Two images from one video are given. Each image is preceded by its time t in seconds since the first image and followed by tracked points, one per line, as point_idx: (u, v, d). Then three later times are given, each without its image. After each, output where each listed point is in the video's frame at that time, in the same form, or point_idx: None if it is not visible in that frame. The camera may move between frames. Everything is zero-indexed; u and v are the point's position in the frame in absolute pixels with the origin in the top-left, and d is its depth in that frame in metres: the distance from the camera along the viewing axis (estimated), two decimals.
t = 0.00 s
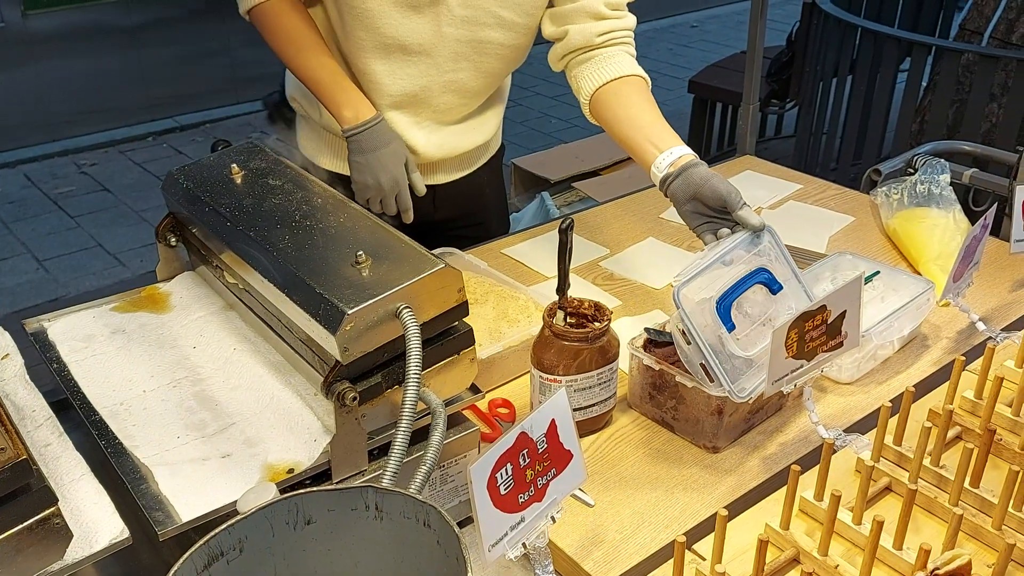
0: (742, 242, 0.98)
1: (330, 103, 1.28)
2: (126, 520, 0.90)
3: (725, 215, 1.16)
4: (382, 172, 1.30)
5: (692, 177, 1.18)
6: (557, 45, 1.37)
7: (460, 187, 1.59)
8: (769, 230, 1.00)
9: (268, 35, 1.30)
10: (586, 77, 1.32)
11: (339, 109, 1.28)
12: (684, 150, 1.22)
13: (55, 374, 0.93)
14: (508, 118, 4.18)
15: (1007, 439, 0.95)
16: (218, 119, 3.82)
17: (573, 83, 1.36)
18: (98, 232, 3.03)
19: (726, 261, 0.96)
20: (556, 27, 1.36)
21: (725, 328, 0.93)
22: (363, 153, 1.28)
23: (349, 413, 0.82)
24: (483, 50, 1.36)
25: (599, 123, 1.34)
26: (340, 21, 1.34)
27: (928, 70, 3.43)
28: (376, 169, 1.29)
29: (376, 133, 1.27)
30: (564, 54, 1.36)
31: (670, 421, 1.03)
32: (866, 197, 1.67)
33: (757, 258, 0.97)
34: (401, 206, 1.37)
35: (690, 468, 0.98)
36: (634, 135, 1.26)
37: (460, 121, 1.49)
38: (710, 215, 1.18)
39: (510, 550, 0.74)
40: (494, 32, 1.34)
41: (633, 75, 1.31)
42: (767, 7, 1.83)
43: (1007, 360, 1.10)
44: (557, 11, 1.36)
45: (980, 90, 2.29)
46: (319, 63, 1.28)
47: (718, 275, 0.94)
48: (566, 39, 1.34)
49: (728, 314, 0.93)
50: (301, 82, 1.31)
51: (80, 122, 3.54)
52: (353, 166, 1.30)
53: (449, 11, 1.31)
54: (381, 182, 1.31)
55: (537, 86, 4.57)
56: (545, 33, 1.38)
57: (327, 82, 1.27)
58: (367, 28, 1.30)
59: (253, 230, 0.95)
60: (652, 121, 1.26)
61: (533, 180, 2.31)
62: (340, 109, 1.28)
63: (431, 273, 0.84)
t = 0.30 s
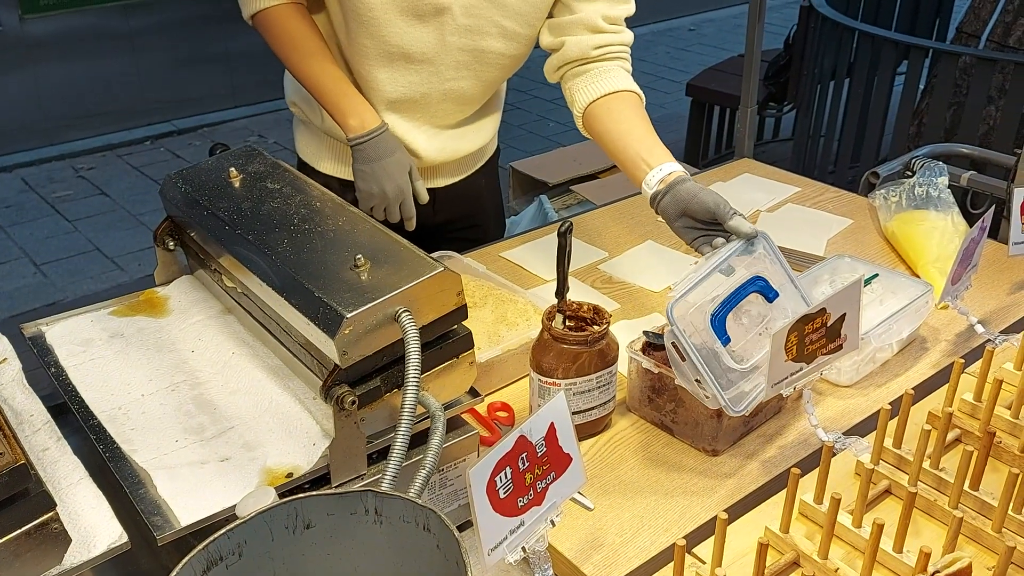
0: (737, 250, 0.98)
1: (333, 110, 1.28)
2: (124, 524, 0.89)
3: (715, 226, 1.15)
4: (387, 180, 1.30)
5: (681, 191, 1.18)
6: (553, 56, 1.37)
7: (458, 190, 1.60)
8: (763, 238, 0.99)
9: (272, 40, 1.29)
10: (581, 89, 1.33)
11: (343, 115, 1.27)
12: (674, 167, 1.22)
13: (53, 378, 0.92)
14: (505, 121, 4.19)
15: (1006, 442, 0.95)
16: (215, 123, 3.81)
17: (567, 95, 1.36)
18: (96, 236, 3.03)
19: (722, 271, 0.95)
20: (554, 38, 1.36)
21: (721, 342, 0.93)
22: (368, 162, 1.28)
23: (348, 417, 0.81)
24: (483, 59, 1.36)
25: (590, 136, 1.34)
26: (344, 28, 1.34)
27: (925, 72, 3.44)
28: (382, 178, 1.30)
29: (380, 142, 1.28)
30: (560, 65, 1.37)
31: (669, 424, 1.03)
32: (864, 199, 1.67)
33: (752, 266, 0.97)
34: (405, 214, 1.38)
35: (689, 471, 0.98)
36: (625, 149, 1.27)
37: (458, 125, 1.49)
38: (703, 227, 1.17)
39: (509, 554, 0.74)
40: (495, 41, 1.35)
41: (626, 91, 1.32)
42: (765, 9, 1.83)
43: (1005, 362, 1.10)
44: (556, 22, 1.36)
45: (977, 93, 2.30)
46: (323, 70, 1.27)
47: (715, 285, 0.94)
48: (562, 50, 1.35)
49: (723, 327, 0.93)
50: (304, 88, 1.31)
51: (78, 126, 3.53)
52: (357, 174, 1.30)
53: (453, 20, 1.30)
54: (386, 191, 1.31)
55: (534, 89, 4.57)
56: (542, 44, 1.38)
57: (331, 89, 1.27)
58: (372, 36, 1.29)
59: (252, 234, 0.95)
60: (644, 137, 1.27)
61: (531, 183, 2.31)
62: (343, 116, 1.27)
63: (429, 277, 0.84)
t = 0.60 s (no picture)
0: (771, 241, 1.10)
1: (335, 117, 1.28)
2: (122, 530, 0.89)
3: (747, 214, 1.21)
4: (389, 187, 1.30)
5: (711, 183, 1.23)
6: (560, 67, 1.39)
7: (457, 196, 1.60)
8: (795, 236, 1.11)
9: (274, 46, 1.29)
10: (590, 99, 1.35)
11: (345, 121, 1.27)
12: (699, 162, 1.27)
13: (51, 384, 0.92)
14: (503, 126, 4.19)
15: (1004, 446, 0.95)
16: (213, 127, 3.81)
17: (576, 105, 1.39)
18: (93, 241, 3.02)
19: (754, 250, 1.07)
20: (560, 49, 1.38)
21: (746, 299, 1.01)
22: (369, 170, 1.28)
23: (346, 422, 0.81)
24: (482, 66, 1.37)
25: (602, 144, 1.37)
26: (345, 35, 1.34)
27: (921, 77, 3.45)
28: (385, 186, 1.30)
29: (382, 150, 1.28)
30: (568, 76, 1.39)
31: (667, 429, 1.03)
32: (861, 204, 1.67)
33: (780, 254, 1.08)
34: (407, 219, 1.38)
35: (688, 476, 0.98)
36: (644, 151, 1.30)
37: (456, 131, 1.49)
38: (733, 220, 1.23)
39: (508, 559, 0.74)
40: (496, 49, 1.35)
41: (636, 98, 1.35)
42: (762, 15, 1.83)
43: (1003, 367, 1.11)
44: (561, 34, 1.37)
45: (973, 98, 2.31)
46: (326, 77, 1.27)
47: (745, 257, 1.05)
48: (570, 62, 1.36)
49: (749, 285, 1.02)
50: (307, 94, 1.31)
51: (76, 130, 3.53)
52: (359, 183, 1.30)
53: (455, 28, 1.31)
54: (388, 198, 1.31)
55: (532, 94, 4.58)
56: (548, 56, 1.39)
57: (334, 96, 1.27)
58: (373, 42, 1.29)
59: (250, 239, 0.95)
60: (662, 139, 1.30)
61: (529, 187, 2.31)
62: (345, 123, 1.27)
63: (428, 282, 0.84)
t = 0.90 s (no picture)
0: (744, 174, 1.29)
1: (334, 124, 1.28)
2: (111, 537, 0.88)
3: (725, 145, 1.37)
4: (387, 193, 1.30)
5: (687, 125, 1.39)
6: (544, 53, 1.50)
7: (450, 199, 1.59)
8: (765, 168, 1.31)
9: (271, 54, 1.28)
10: (570, 78, 1.50)
11: (343, 127, 1.27)
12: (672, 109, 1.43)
13: (40, 389, 0.92)
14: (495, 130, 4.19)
15: (993, 449, 0.96)
16: (203, 131, 3.80)
17: (556, 83, 1.53)
18: (82, 245, 3.01)
19: (725, 180, 1.26)
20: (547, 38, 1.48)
21: (713, 216, 1.19)
22: (366, 175, 1.29)
23: (337, 427, 0.81)
24: (489, 68, 1.39)
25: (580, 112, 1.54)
26: (342, 41, 1.33)
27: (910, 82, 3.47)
28: (384, 192, 1.30)
29: (380, 154, 1.28)
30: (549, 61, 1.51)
31: (658, 433, 1.03)
32: (850, 208, 1.68)
33: (750, 182, 1.27)
34: (405, 226, 1.37)
35: (679, 479, 0.98)
36: (626, 112, 1.45)
37: (451, 137, 1.49)
38: (709, 155, 1.39)
39: (499, 564, 0.74)
40: (497, 51, 1.37)
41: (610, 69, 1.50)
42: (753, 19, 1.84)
43: (991, 370, 1.11)
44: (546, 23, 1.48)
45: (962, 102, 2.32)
46: (323, 84, 1.27)
47: (715, 186, 1.25)
48: (552, 52, 1.48)
49: (719, 208, 1.21)
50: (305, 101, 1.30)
51: (66, 133, 3.51)
52: (358, 187, 1.31)
53: (457, 31, 1.31)
54: (386, 204, 1.31)
55: (524, 98, 4.59)
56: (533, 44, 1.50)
57: (332, 102, 1.27)
58: (374, 48, 1.29)
59: (240, 243, 0.94)
60: (639, 94, 1.46)
61: (519, 191, 2.31)
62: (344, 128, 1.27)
63: (418, 286, 0.84)
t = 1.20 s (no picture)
0: (801, 215, 1.24)
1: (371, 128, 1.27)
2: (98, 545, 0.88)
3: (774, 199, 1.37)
4: (441, 182, 1.32)
5: (740, 182, 1.38)
6: (579, 83, 1.47)
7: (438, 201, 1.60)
8: (820, 205, 1.26)
9: (290, 67, 1.27)
10: (610, 109, 1.47)
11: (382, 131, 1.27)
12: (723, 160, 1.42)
13: (26, 396, 0.91)
14: (485, 133, 4.20)
15: (979, 452, 0.96)
16: (192, 134, 3.80)
17: (595, 115, 1.50)
18: (71, 249, 3.00)
19: (785, 223, 1.21)
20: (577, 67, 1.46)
21: (793, 254, 1.13)
22: (413, 172, 1.29)
23: (325, 432, 0.81)
24: (486, 76, 1.39)
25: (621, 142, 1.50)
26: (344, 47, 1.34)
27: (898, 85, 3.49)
28: (439, 183, 1.32)
29: (417, 151, 1.28)
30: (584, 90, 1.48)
31: (647, 437, 1.03)
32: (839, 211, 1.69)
33: (812, 219, 1.22)
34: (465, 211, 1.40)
35: (668, 483, 0.98)
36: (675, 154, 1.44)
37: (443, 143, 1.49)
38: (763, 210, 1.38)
39: (487, 570, 0.73)
40: (493, 58, 1.36)
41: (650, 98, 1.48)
42: (741, 23, 1.85)
43: (978, 373, 1.12)
44: (573, 53, 1.45)
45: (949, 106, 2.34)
46: (353, 90, 1.25)
47: (778, 230, 1.19)
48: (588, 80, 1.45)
49: (790, 245, 1.15)
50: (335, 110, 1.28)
51: (55, 137, 3.49)
52: (411, 192, 1.32)
53: (457, 38, 1.31)
54: (444, 192, 1.33)
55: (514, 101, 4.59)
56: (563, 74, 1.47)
57: (365, 107, 1.26)
58: (383, 54, 1.29)
59: (227, 249, 0.94)
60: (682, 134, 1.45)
61: (508, 195, 2.31)
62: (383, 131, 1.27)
63: (407, 291, 0.84)
